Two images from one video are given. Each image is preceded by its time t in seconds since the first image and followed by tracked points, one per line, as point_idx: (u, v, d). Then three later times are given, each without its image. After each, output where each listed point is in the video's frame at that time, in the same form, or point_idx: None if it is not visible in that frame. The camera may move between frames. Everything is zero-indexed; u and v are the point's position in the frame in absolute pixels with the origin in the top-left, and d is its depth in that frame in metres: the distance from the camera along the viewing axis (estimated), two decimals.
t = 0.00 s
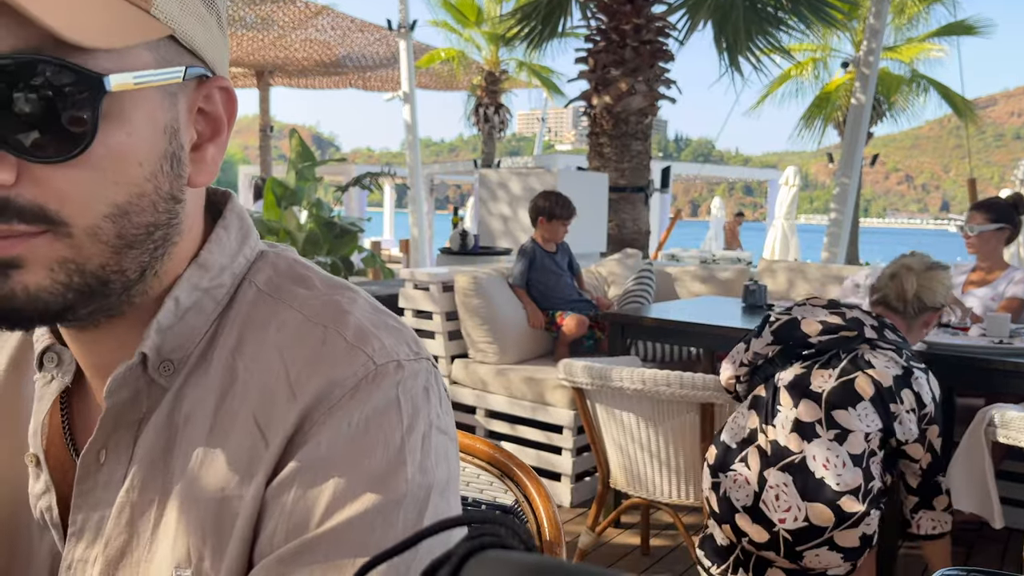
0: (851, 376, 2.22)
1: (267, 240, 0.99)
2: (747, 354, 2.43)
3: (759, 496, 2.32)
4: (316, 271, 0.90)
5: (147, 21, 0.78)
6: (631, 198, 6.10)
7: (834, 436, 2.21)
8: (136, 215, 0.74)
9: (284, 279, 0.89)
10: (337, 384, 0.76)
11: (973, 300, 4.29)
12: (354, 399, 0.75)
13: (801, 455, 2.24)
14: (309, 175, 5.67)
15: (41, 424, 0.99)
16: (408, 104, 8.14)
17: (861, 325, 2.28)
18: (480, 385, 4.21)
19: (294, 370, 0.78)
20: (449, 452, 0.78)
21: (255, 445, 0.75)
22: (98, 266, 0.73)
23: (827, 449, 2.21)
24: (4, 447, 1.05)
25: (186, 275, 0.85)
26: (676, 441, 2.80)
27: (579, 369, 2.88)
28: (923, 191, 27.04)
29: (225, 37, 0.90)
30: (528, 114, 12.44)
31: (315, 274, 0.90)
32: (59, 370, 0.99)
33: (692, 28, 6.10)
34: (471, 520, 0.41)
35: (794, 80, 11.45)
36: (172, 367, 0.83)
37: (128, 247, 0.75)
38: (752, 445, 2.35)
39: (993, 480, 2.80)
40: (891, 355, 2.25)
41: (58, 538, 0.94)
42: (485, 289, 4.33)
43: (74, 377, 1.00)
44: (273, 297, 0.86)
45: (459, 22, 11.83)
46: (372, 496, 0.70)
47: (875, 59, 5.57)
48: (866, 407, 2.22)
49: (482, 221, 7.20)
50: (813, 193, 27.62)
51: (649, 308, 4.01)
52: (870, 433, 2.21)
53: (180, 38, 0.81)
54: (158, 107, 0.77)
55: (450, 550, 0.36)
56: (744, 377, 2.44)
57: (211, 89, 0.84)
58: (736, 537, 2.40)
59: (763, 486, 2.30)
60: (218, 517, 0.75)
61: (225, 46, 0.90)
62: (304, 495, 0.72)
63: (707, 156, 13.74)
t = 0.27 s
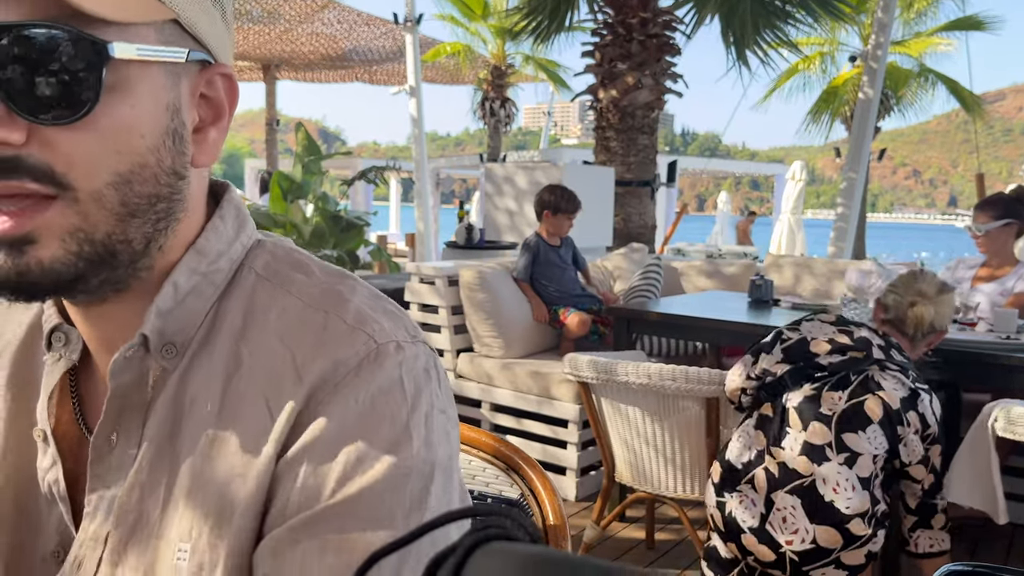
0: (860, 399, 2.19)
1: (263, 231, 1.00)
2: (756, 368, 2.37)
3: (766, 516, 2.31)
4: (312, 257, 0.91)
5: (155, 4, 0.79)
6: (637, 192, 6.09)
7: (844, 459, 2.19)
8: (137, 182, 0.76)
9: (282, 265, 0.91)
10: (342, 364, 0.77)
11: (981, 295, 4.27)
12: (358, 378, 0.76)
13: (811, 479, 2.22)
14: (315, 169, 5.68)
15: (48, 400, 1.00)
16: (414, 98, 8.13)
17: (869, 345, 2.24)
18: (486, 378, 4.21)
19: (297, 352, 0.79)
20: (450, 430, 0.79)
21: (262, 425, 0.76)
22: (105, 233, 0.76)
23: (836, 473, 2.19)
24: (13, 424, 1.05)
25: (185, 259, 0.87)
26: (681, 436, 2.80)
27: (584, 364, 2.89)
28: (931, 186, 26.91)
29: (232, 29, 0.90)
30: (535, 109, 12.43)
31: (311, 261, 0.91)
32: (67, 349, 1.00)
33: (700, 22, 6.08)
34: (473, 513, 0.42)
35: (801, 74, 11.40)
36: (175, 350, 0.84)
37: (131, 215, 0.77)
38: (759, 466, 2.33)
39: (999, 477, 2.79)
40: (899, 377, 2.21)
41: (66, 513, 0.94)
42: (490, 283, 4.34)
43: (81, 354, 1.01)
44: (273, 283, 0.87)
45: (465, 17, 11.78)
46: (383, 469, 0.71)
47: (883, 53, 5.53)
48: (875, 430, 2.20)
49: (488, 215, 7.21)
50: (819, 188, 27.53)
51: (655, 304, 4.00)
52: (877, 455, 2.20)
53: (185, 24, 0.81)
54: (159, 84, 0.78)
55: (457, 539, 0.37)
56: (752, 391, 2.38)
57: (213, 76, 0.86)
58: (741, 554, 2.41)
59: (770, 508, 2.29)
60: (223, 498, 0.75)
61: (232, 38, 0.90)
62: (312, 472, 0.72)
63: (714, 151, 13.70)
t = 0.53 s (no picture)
0: (858, 337, 2.34)
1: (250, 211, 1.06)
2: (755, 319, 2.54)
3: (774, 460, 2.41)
4: (298, 231, 0.98)
5: None
6: (645, 185, 6.08)
7: (848, 397, 2.32)
8: (137, 155, 0.82)
9: (271, 240, 0.97)
10: (347, 332, 0.84)
11: (988, 288, 4.25)
12: (368, 344, 0.84)
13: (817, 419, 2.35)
14: (323, 161, 5.70)
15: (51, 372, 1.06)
16: (422, 91, 8.12)
17: (864, 282, 2.41)
18: (493, 370, 4.22)
19: (301, 323, 0.86)
20: (459, 390, 0.89)
21: (272, 393, 0.82)
22: (102, 200, 0.82)
23: (842, 411, 2.32)
24: (22, 397, 1.11)
25: (180, 236, 0.93)
26: (688, 428, 2.81)
27: (591, 355, 2.90)
28: (942, 181, 26.75)
29: (224, 24, 0.97)
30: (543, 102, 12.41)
31: (297, 235, 0.98)
32: (66, 323, 1.06)
33: (708, 15, 6.07)
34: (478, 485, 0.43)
35: (810, 67, 11.35)
36: (173, 322, 0.90)
37: (129, 185, 0.83)
38: (764, 411, 2.44)
39: (1005, 469, 2.79)
40: (897, 310, 2.37)
41: (71, 476, 0.99)
42: (497, 275, 4.35)
43: (80, 328, 1.06)
44: (268, 257, 0.94)
45: (474, 10, 11.76)
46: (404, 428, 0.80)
47: (892, 46, 5.51)
48: (877, 365, 2.33)
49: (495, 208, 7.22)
50: (828, 182, 27.38)
51: (661, 296, 4.00)
52: (881, 391, 2.33)
53: (182, 12, 0.88)
54: (158, 66, 0.85)
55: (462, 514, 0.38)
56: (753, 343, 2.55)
57: (208, 63, 0.92)
58: (750, 504, 2.50)
59: (779, 451, 2.40)
60: (237, 462, 0.82)
61: (224, 31, 0.97)
62: (332, 436, 0.80)
63: (722, 145, 13.65)
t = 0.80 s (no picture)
0: (862, 250, 2.46)
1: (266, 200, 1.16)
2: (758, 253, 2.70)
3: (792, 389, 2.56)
4: (319, 219, 1.09)
5: None
6: (654, 176, 6.06)
7: (859, 317, 2.44)
8: (176, 143, 0.92)
9: (293, 225, 1.08)
10: (380, 312, 0.96)
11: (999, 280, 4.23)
12: (401, 323, 0.96)
13: (830, 343, 2.48)
14: (331, 152, 5.71)
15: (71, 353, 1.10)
16: (430, 82, 8.08)
17: (854, 194, 2.53)
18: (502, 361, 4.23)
19: (332, 304, 0.97)
20: (488, 360, 1.02)
21: (310, 368, 0.94)
22: (142, 184, 0.90)
23: (854, 333, 2.44)
24: (40, 378, 1.11)
25: (202, 220, 1.02)
26: (696, 419, 2.81)
27: (599, 346, 2.89)
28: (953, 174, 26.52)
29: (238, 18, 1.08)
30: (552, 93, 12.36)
31: (318, 222, 1.09)
32: (82, 307, 1.10)
33: (718, 5, 6.04)
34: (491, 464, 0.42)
35: (821, 58, 11.27)
36: (198, 303, 0.99)
37: (166, 171, 0.92)
38: (779, 342, 2.58)
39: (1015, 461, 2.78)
40: (894, 219, 2.46)
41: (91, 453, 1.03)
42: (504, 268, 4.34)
43: (95, 310, 1.11)
44: (292, 240, 1.05)
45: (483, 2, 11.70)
46: (437, 399, 0.93)
47: (903, 36, 5.47)
48: (883, 282, 2.43)
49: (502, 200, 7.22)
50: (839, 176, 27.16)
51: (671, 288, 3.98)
52: (891, 306, 2.43)
53: (211, 7, 1.00)
54: (190, 59, 0.95)
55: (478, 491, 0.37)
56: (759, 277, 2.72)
57: (228, 55, 1.03)
58: (769, 442, 2.62)
59: (796, 380, 2.54)
60: (276, 430, 0.93)
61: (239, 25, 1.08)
62: (370, 404, 0.92)
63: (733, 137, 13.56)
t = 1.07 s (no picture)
0: (859, 202, 2.32)
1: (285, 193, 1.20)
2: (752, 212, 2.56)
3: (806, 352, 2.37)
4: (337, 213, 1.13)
5: None
6: (662, 169, 6.03)
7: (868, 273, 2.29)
8: (221, 145, 0.94)
9: (313, 218, 1.12)
10: (396, 302, 1.00)
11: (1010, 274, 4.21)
12: (416, 314, 0.99)
13: (841, 304, 2.32)
14: (337, 145, 5.70)
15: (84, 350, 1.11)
16: (437, 74, 8.05)
17: (842, 131, 2.39)
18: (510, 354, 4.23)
19: (349, 295, 1.01)
20: (500, 354, 1.05)
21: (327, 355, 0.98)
22: (188, 184, 0.92)
23: (866, 289, 2.29)
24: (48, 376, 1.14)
25: (222, 212, 1.05)
26: (704, 414, 2.80)
27: (605, 340, 2.89)
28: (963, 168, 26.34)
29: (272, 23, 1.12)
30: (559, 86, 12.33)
31: (336, 215, 1.13)
32: (95, 303, 1.11)
33: None
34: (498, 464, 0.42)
35: (829, 51, 11.20)
36: (217, 293, 1.03)
37: (209, 172, 0.94)
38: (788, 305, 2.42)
39: None
40: (889, 154, 2.32)
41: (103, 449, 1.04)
42: (512, 262, 4.34)
43: (109, 306, 1.12)
44: (310, 232, 1.09)
45: None
46: (449, 389, 0.96)
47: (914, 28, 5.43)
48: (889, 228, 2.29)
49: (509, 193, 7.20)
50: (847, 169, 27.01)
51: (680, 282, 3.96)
52: (899, 255, 2.29)
53: (254, 13, 1.04)
54: (234, 61, 0.98)
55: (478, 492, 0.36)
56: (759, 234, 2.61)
57: (261, 58, 1.07)
58: (781, 413, 2.45)
59: (809, 342, 2.36)
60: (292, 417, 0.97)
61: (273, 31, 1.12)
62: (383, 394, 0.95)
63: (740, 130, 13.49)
